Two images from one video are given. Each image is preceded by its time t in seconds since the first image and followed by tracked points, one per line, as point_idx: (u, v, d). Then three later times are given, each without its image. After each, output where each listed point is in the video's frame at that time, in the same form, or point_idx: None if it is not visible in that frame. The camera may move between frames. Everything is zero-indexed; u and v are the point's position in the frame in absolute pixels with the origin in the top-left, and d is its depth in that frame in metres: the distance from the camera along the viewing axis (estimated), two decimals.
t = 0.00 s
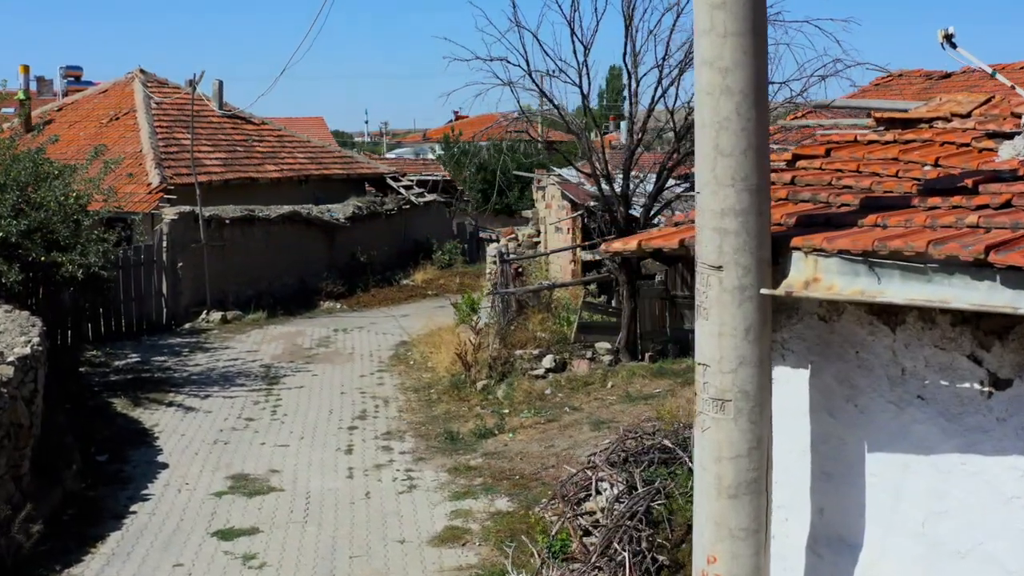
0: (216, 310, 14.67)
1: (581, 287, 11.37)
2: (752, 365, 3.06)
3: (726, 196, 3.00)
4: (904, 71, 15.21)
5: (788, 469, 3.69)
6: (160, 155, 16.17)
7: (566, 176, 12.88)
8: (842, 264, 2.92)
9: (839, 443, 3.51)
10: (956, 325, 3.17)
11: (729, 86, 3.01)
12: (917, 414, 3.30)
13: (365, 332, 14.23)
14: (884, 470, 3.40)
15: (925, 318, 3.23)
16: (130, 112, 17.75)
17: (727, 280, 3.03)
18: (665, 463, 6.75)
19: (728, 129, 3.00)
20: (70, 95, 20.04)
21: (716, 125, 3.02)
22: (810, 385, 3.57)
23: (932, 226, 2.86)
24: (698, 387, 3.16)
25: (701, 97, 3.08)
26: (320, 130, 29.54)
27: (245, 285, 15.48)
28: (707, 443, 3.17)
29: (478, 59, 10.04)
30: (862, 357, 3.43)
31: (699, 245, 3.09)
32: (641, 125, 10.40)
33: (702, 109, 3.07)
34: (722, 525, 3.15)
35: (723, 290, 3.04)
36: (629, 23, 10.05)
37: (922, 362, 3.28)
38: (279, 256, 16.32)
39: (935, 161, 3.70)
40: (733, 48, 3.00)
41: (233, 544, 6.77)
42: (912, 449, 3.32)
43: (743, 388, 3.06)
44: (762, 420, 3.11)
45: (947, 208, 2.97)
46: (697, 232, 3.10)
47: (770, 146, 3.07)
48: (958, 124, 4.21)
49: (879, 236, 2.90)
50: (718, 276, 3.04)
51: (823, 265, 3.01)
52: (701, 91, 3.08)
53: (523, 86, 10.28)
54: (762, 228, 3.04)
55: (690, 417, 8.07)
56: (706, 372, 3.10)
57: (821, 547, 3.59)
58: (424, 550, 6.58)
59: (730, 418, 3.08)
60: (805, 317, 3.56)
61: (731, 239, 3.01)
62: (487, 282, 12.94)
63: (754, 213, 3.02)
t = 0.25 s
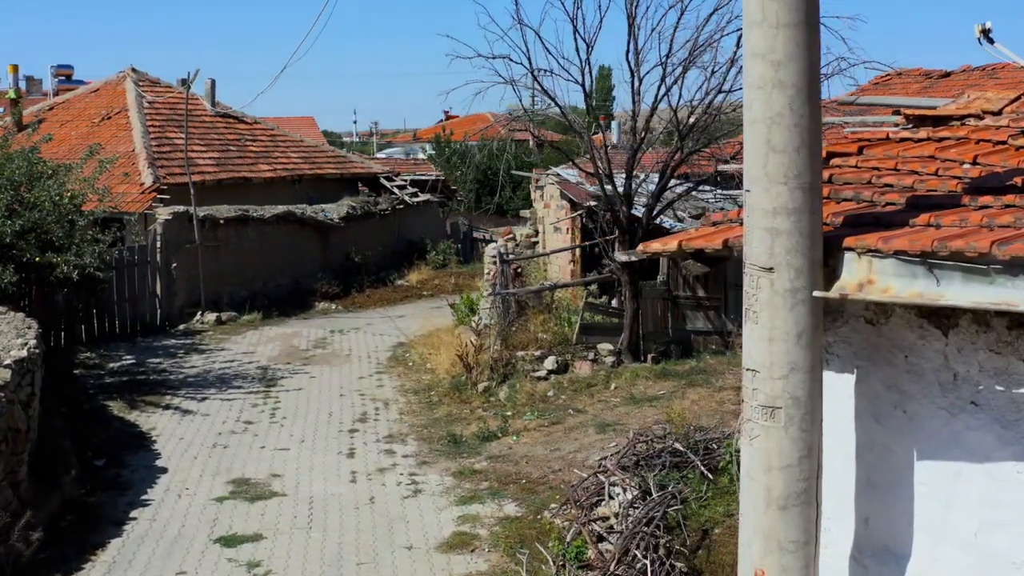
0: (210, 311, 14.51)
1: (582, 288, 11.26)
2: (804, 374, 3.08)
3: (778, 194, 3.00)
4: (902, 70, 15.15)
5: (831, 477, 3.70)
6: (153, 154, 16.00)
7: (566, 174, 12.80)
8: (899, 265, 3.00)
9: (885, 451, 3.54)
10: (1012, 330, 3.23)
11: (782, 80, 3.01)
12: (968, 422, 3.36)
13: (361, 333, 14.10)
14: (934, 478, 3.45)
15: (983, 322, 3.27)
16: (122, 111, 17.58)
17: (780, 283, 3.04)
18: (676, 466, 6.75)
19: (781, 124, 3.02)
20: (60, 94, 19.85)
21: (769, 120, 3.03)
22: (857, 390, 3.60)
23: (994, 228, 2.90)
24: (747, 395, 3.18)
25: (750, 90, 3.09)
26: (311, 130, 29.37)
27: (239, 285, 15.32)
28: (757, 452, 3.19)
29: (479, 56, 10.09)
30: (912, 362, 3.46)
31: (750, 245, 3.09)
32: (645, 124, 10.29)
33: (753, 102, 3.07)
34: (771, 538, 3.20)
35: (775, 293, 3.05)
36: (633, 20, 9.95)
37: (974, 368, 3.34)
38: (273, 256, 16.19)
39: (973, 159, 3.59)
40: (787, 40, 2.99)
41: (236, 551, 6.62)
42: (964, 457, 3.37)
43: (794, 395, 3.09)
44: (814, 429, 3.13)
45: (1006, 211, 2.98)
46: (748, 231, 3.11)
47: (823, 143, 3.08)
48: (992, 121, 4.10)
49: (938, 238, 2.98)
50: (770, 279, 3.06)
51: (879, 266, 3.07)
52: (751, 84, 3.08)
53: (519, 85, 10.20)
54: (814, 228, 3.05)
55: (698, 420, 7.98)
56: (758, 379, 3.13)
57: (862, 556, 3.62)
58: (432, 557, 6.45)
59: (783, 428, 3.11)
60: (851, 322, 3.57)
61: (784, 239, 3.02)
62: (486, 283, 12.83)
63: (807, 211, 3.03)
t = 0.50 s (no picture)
0: (203, 312, 14.36)
1: (583, 289, 11.14)
2: (859, 382, 3.04)
3: (834, 194, 2.98)
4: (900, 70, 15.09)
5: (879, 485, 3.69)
6: (145, 154, 15.84)
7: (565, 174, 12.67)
8: (959, 268, 2.96)
9: (937, 460, 3.51)
10: None
11: (837, 75, 2.98)
12: None
13: (357, 334, 13.95)
14: (986, 489, 3.40)
15: None
16: (113, 110, 17.42)
17: (835, 287, 3.01)
18: (687, 471, 6.65)
19: (837, 122, 2.98)
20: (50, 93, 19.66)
21: (825, 117, 3.00)
22: (906, 397, 3.58)
23: None
24: (798, 404, 3.15)
25: (802, 86, 3.06)
26: (302, 129, 29.19)
27: (233, 286, 15.16)
28: (809, 463, 3.15)
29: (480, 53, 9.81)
30: (963, 368, 3.42)
31: (804, 247, 3.05)
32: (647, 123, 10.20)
33: (806, 99, 3.04)
34: (822, 552, 3.16)
35: (830, 299, 3.02)
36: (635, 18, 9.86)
37: None
38: (266, 256, 16.04)
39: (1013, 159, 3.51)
40: (842, 36, 2.98)
41: (238, 559, 6.46)
42: (1016, 467, 3.33)
43: (848, 404, 3.05)
44: (867, 440, 3.10)
45: None
46: (801, 232, 3.07)
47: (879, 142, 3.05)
48: None
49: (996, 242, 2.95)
50: (825, 283, 3.02)
51: (937, 270, 3.04)
52: (804, 80, 3.05)
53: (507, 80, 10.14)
54: (870, 230, 3.01)
55: (706, 424, 7.87)
56: (811, 388, 3.09)
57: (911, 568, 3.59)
58: (439, 564, 6.32)
59: (836, 438, 3.07)
60: (897, 326, 3.57)
61: (839, 241, 2.99)
62: (485, 284, 12.71)
63: (862, 212, 3.00)
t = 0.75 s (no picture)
0: (196, 314, 14.20)
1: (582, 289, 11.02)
2: (916, 388, 2.94)
3: (893, 192, 2.86)
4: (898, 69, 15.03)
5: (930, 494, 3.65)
6: (136, 153, 15.67)
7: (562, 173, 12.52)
8: (1020, 269, 2.88)
9: (991, 471, 3.44)
10: None
11: (897, 67, 2.88)
12: None
13: (352, 335, 13.79)
14: None
15: None
16: (103, 109, 17.24)
17: (893, 289, 2.89)
18: (698, 476, 6.58)
19: (895, 115, 2.87)
20: (39, 92, 19.46)
21: (883, 111, 2.88)
22: (957, 404, 3.51)
23: None
24: (853, 412, 3.05)
25: (859, 80, 2.94)
26: (291, 129, 29.02)
27: (225, 287, 15.01)
28: (864, 474, 3.05)
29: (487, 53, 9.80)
30: (1016, 374, 3.33)
31: (859, 249, 2.93)
32: (650, 121, 10.08)
33: (863, 93, 2.93)
34: (879, 566, 3.06)
35: (887, 302, 2.90)
36: (638, 16, 9.74)
37: None
38: (258, 256, 15.89)
39: None
40: (902, 25, 2.87)
41: (240, 568, 6.30)
42: None
43: (906, 412, 2.94)
44: (925, 449, 3.00)
45: None
46: (857, 233, 2.95)
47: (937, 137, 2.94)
48: None
49: None
50: (882, 285, 2.91)
51: (997, 272, 2.96)
52: (860, 73, 2.93)
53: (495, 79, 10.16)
54: (929, 229, 2.89)
55: (713, 427, 7.75)
56: (866, 396, 2.99)
57: None
58: (445, 572, 6.17)
59: (892, 448, 2.98)
60: (950, 330, 3.50)
61: (898, 241, 2.87)
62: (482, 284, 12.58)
63: (922, 211, 2.88)
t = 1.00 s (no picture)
0: (189, 315, 14.04)
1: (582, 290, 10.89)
2: (984, 399, 2.83)
3: (962, 191, 2.75)
4: (896, 67, 14.95)
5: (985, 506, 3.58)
6: (127, 153, 15.52)
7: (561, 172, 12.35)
8: None
9: None
10: None
11: (967, 61, 2.76)
12: None
13: (347, 337, 13.64)
14: None
15: None
16: (93, 108, 17.08)
17: (961, 294, 2.79)
18: (710, 481, 6.51)
19: (965, 112, 2.76)
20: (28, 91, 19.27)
21: (952, 106, 2.78)
22: (1014, 416, 3.43)
23: None
24: (916, 423, 2.95)
25: (926, 73, 2.83)
26: (281, 129, 28.82)
27: (216, 288, 14.90)
28: (926, 487, 2.96)
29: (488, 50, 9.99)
30: None
31: (925, 250, 2.83)
32: (652, 119, 9.96)
33: (930, 87, 2.82)
34: None
35: (954, 307, 2.80)
36: (640, 14, 9.63)
37: None
38: (251, 256, 15.74)
39: None
40: (972, 18, 2.76)
41: None
42: None
43: (973, 423, 2.84)
44: (992, 461, 2.90)
45: None
46: (922, 234, 2.85)
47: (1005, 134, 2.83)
48: None
49: None
50: (949, 289, 2.80)
51: None
52: (927, 66, 2.83)
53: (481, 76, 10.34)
54: (998, 231, 2.79)
55: (721, 431, 7.64)
56: (930, 407, 2.89)
57: None
58: None
59: (957, 461, 2.88)
60: (1003, 336, 3.41)
61: (967, 243, 2.77)
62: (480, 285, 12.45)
63: (991, 211, 2.77)
